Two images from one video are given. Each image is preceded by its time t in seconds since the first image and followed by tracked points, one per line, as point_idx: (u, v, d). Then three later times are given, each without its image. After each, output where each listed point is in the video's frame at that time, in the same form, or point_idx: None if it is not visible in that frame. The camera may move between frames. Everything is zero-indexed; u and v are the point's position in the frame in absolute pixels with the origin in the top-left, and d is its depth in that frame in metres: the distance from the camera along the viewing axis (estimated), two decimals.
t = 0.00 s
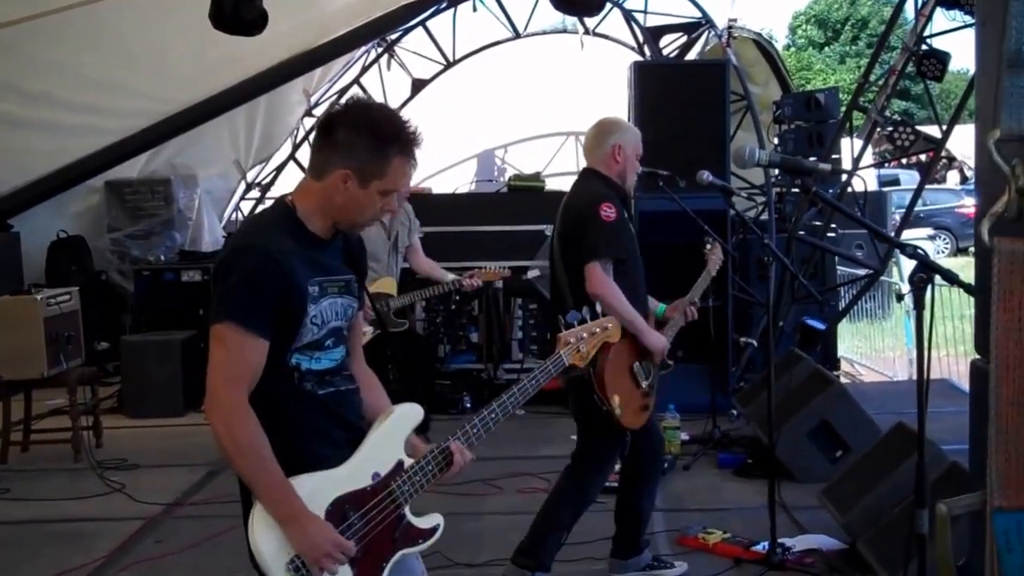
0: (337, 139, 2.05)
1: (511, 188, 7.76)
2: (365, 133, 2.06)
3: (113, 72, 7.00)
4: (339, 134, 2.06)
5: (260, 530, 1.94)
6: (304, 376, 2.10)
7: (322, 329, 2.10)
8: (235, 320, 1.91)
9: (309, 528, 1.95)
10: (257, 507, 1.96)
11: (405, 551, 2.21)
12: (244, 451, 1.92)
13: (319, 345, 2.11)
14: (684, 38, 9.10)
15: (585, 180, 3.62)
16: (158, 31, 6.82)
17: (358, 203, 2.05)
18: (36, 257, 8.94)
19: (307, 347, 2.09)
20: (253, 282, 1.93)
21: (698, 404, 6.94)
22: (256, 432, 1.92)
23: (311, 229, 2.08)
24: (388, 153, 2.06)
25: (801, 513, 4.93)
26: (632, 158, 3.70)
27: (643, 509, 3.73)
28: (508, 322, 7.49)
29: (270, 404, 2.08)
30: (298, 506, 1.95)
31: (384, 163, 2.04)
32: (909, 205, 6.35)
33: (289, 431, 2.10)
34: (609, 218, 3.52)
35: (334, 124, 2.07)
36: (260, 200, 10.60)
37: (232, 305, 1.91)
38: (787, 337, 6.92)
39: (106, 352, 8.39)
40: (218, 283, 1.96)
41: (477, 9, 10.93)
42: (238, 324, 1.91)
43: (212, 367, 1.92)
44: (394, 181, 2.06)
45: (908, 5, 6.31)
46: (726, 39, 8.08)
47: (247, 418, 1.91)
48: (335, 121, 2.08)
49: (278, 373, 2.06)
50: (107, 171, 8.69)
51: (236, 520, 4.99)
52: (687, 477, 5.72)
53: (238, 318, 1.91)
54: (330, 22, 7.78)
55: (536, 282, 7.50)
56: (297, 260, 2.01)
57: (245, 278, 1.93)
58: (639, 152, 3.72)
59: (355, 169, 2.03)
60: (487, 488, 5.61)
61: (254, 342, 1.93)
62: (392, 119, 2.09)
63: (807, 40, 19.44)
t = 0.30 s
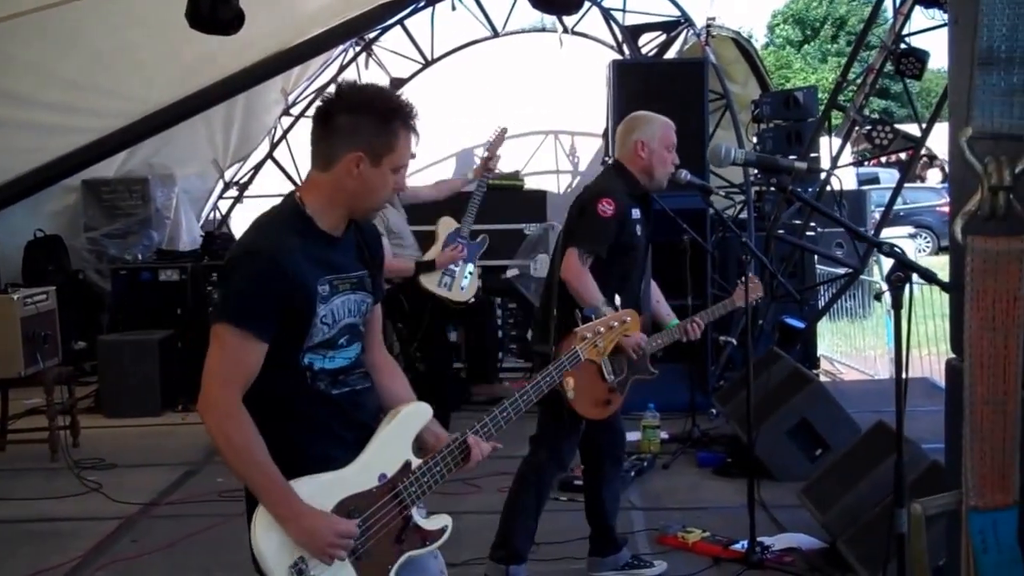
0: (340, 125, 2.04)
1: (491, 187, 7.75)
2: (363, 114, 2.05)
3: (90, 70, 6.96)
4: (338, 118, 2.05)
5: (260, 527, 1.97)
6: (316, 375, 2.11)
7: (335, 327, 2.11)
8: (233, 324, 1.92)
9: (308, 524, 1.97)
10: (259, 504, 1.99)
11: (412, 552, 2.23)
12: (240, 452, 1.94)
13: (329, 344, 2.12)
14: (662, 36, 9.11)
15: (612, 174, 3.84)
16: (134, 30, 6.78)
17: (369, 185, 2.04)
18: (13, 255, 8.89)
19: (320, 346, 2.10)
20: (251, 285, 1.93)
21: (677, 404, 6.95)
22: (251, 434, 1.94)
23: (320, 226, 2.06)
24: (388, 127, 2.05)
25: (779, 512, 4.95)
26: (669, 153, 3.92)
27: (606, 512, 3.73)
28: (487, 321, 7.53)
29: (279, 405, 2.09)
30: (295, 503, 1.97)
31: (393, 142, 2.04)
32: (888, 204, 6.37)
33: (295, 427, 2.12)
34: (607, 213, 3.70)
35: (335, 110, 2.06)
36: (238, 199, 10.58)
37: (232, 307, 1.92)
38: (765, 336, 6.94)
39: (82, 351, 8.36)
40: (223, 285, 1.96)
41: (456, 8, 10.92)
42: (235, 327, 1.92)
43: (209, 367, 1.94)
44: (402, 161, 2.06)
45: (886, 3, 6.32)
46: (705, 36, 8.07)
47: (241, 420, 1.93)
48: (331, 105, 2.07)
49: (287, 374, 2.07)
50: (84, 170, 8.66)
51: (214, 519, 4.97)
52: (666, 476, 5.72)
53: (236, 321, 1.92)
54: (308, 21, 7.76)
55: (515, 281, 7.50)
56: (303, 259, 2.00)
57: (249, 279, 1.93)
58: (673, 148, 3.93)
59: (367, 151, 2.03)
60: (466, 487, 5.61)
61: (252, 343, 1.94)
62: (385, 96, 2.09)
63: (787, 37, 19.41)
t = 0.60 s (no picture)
0: (399, 114, 2.00)
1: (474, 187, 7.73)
2: (420, 102, 2.01)
3: (73, 70, 6.94)
4: (395, 108, 2.01)
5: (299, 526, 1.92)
6: (375, 375, 2.04)
7: (395, 326, 2.05)
8: (291, 318, 1.86)
9: (347, 530, 1.91)
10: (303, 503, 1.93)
11: (448, 563, 2.17)
12: (289, 451, 1.86)
13: (388, 343, 2.04)
14: (645, 36, 9.14)
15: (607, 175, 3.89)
16: (116, 30, 6.77)
17: (432, 173, 2.00)
18: None
19: (379, 345, 2.04)
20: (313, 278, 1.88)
21: (659, 402, 6.97)
22: (302, 437, 1.87)
23: (385, 223, 2.02)
24: (445, 112, 2.02)
25: (763, 511, 4.96)
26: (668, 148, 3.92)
27: (593, 512, 3.75)
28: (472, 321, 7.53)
29: (331, 403, 2.03)
30: (338, 508, 1.91)
31: (448, 128, 2.01)
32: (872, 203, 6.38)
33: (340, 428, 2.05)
34: (583, 213, 3.75)
35: (390, 100, 2.02)
36: (221, 199, 10.58)
37: (293, 300, 1.86)
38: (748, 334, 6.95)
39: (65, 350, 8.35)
40: (284, 278, 1.90)
41: (439, 8, 10.91)
42: (294, 322, 1.86)
43: (264, 360, 1.88)
44: (460, 146, 2.03)
45: (869, 3, 6.34)
46: (688, 36, 8.09)
47: (293, 422, 1.86)
48: (385, 97, 2.03)
49: (341, 371, 2.01)
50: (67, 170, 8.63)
51: (197, 519, 4.97)
52: (649, 476, 5.73)
53: (296, 315, 1.85)
54: (291, 20, 7.76)
55: (498, 280, 7.50)
56: (362, 254, 1.95)
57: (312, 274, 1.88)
58: (672, 144, 3.93)
59: (427, 138, 1.99)
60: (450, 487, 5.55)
61: (310, 340, 1.87)
62: (437, 82, 2.05)
63: (768, 37, 19.47)
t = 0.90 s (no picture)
0: (450, 96, 2.06)
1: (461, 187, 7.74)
2: (469, 81, 2.08)
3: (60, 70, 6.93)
4: (446, 89, 2.08)
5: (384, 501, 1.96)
6: (442, 362, 2.05)
7: (460, 306, 2.06)
8: (351, 297, 1.90)
9: (429, 498, 1.94)
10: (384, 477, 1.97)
11: (541, 542, 2.25)
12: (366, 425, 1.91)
13: (455, 326, 2.06)
14: (633, 36, 9.17)
15: (592, 174, 3.91)
16: (104, 30, 6.76)
17: (488, 148, 2.05)
18: None
19: (445, 327, 2.05)
20: (373, 257, 1.91)
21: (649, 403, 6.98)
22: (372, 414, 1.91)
23: (443, 205, 2.05)
24: (494, 90, 2.08)
25: (751, 511, 4.98)
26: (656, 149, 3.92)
27: (588, 514, 3.75)
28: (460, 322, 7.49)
29: (400, 393, 2.04)
30: (418, 477, 1.94)
31: (499, 104, 2.07)
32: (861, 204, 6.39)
33: (409, 414, 2.05)
34: (567, 216, 3.76)
35: (439, 86, 2.09)
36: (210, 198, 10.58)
37: (353, 279, 1.90)
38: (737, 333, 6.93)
39: (53, 350, 8.33)
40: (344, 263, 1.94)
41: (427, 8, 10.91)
42: (354, 300, 1.90)
43: (331, 343, 1.93)
44: (511, 122, 2.09)
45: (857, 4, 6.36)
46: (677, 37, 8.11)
47: (361, 400, 1.90)
48: (434, 80, 2.09)
49: (410, 356, 2.02)
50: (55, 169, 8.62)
51: (187, 518, 4.98)
52: (638, 475, 5.74)
53: (358, 296, 1.89)
54: (280, 20, 7.77)
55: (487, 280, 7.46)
56: (422, 235, 1.99)
57: (367, 256, 1.91)
58: (659, 146, 3.95)
59: (480, 114, 2.05)
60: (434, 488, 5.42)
61: (375, 318, 1.91)
62: (482, 64, 2.12)
63: (756, 39, 19.50)
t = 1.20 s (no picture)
0: (498, 95, 1.91)
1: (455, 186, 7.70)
2: (518, 81, 1.93)
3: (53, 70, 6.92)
4: (493, 89, 1.92)
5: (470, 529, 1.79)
6: (511, 379, 1.92)
7: (528, 317, 1.92)
8: (420, 314, 1.74)
9: (516, 524, 1.76)
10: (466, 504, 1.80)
11: (619, 563, 2.15)
12: (442, 450, 1.73)
13: (524, 339, 1.93)
14: (627, 36, 9.19)
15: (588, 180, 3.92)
16: (97, 31, 6.74)
17: (542, 150, 1.90)
18: None
19: (514, 340, 1.91)
20: (436, 269, 1.76)
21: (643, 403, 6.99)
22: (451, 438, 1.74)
23: (501, 212, 1.91)
24: (545, 88, 1.93)
25: (745, 511, 4.98)
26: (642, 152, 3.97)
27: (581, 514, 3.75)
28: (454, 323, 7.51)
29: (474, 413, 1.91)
30: (503, 501, 1.76)
31: (550, 101, 1.92)
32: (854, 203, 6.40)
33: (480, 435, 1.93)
34: (563, 218, 3.78)
35: (484, 84, 1.93)
36: (202, 198, 10.57)
37: (420, 292, 1.75)
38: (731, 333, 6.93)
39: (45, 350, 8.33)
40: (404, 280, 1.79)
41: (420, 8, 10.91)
42: (422, 316, 1.73)
43: (397, 364, 1.76)
44: (563, 120, 1.94)
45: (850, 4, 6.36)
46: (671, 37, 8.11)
47: (437, 423, 1.73)
48: (480, 80, 1.94)
49: (481, 375, 1.89)
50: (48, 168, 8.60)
51: (181, 518, 4.98)
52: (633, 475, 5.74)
53: (422, 309, 1.73)
54: (273, 20, 7.76)
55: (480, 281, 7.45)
56: (486, 241, 1.84)
57: (430, 267, 1.76)
58: (644, 150, 4.02)
59: (533, 113, 1.90)
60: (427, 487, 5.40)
61: (443, 332, 1.75)
62: (527, 59, 1.97)
63: (749, 39, 19.49)
